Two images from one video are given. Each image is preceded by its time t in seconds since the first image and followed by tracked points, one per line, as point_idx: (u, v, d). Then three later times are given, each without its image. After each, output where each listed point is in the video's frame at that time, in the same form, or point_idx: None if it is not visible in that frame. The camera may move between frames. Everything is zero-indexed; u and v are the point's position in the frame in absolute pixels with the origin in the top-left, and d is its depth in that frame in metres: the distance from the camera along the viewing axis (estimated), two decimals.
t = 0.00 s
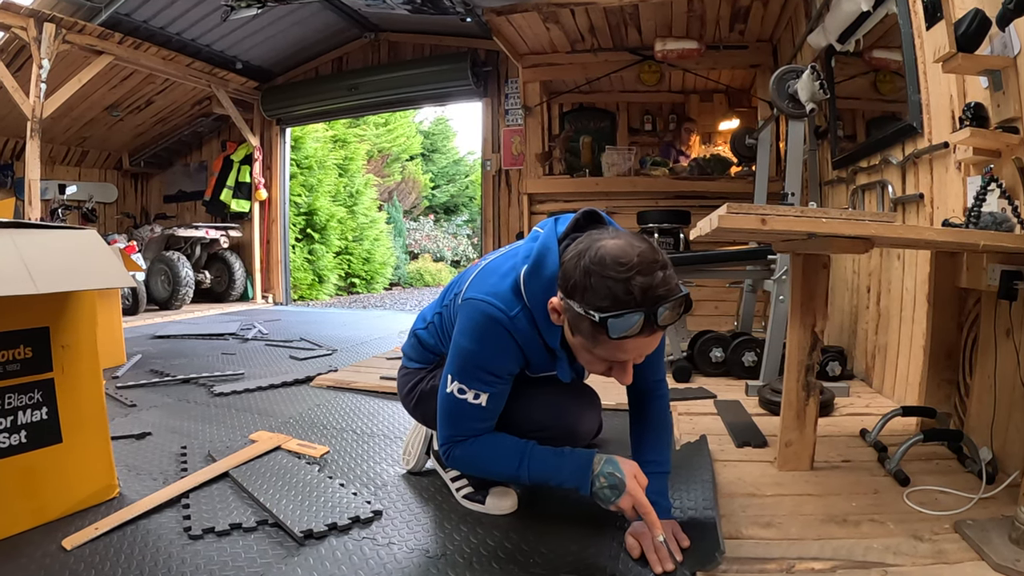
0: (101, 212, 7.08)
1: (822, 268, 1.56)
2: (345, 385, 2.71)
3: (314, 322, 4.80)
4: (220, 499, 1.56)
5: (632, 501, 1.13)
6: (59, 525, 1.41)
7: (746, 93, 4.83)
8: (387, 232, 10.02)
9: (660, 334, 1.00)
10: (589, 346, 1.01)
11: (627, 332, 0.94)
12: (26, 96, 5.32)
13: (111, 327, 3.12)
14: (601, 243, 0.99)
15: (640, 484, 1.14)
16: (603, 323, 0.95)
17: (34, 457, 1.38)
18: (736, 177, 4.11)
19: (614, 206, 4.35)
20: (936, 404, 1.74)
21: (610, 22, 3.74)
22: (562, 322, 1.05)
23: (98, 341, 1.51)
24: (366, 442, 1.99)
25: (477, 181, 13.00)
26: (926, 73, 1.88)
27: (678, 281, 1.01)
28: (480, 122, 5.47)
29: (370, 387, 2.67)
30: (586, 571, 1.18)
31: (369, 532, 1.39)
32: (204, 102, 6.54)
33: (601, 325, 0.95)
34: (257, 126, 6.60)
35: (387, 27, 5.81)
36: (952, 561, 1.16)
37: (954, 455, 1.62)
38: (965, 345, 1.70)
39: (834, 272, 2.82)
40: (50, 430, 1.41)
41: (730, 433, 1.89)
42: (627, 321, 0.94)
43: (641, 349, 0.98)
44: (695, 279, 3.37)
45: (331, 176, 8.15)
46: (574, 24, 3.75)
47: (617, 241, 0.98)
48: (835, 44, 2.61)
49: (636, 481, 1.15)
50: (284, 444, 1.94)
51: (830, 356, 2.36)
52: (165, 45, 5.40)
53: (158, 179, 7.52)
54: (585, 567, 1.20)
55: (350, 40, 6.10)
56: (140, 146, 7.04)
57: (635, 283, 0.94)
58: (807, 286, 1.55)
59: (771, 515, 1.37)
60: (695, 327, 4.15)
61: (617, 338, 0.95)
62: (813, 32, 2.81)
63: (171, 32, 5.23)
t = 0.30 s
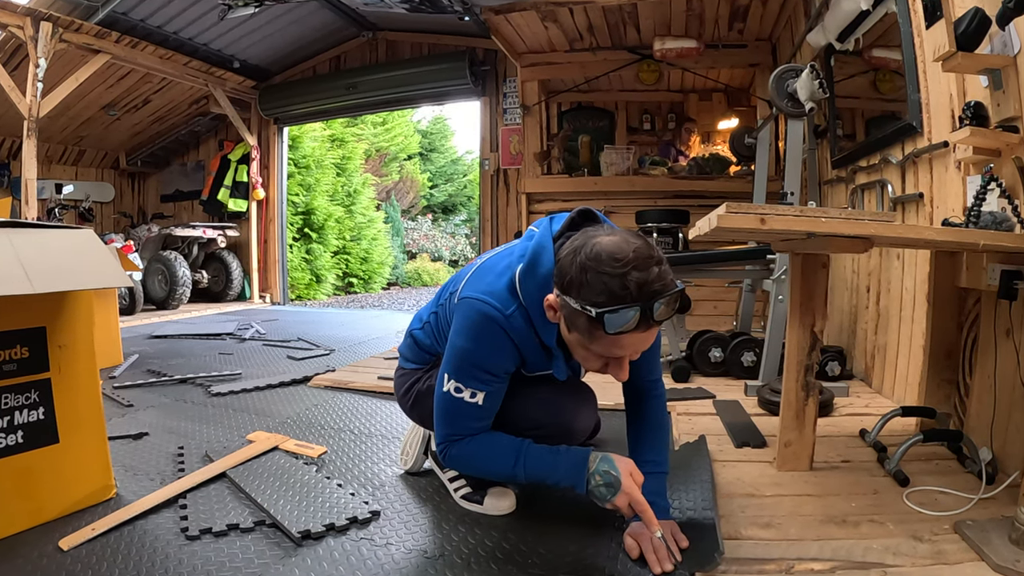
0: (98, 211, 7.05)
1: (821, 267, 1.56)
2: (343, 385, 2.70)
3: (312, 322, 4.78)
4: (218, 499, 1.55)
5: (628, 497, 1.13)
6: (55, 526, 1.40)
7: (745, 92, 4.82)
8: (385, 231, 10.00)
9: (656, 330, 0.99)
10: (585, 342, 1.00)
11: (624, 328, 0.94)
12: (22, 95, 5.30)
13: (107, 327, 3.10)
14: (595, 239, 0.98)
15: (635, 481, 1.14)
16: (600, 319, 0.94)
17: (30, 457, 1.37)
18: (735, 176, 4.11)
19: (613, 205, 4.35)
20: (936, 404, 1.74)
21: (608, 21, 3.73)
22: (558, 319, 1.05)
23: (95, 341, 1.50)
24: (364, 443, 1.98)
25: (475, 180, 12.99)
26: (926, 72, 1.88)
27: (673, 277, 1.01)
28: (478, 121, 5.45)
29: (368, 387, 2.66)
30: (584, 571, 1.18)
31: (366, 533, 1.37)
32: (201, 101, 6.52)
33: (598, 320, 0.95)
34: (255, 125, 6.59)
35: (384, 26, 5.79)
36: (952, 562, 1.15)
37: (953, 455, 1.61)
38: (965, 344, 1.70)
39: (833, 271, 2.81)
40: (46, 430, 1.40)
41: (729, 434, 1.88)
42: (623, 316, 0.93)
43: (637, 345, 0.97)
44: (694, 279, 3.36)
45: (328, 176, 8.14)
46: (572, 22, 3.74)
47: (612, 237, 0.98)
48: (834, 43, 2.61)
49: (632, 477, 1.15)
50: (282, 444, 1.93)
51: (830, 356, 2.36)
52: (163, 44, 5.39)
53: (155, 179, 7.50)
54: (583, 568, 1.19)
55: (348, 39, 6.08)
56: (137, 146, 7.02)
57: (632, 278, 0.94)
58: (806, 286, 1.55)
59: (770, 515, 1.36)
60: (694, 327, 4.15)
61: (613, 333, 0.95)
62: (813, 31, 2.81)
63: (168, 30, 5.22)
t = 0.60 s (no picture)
0: (95, 210, 7.03)
1: (821, 266, 1.55)
2: (341, 385, 2.69)
3: (309, 322, 4.76)
4: (215, 500, 1.53)
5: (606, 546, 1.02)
6: (52, 527, 1.39)
7: (744, 91, 4.81)
8: (383, 231, 9.98)
9: (655, 316, 1.00)
10: (585, 329, 0.99)
11: (624, 312, 0.94)
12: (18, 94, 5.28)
13: (104, 327, 3.09)
14: (594, 228, 1.00)
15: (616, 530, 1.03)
16: (602, 303, 0.94)
17: (26, 457, 1.36)
18: (734, 176, 4.12)
19: (612, 205, 4.34)
20: (936, 404, 1.74)
21: (606, 20, 3.72)
22: (555, 312, 1.04)
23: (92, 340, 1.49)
24: (362, 443, 1.97)
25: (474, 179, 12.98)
26: (925, 72, 1.88)
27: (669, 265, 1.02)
28: (476, 121, 5.45)
29: (365, 387, 2.65)
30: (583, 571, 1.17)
31: (364, 534, 1.36)
32: (199, 100, 6.50)
33: (600, 304, 0.94)
34: (252, 124, 6.58)
35: (382, 25, 5.78)
36: (951, 563, 1.15)
37: (953, 456, 1.61)
38: (965, 344, 1.69)
39: (833, 271, 2.81)
40: (42, 431, 1.38)
41: (728, 434, 1.88)
42: (624, 299, 0.93)
43: (637, 330, 0.97)
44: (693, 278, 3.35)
45: (326, 175, 8.13)
46: (571, 21, 3.73)
47: (609, 226, 1.00)
48: (834, 42, 2.61)
49: (614, 522, 1.06)
50: (280, 444, 1.92)
51: (829, 355, 2.35)
52: (159, 42, 5.37)
53: (152, 178, 7.47)
54: (581, 569, 1.18)
55: (346, 37, 6.07)
56: (134, 145, 7.00)
57: (631, 264, 0.95)
58: (806, 285, 1.55)
59: (769, 516, 1.36)
60: (692, 327, 4.14)
61: (615, 317, 0.94)
62: (812, 30, 2.80)
63: (165, 29, 5.20)
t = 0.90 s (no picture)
0: (92, 210, 7.01)
1: (820, 266, 1.54)
2: (338, 385, 2.69)
3: (307, 322, 4.74)
4: (213, 500, 1.53)
5: None
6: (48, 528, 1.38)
7: (743, 90, 4.80)
8: (381, 230, 9.97)
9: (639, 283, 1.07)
10: (576, 299, 1.05)
11: (613, 275, 1.01)
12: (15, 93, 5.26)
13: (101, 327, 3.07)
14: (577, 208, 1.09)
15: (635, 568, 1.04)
16: (593, 267, 1.01)
17: (23, 458, 1.35)
18: (733, 175, 4.11)
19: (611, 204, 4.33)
20: (936, 404, 1.73)
21: (605, 18, 3.71)
22: (540, 291, 1.10)
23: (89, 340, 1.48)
24: (360, 443, 1.96)
25: (471, 179, 12.96)
26: (925, 71, 1.87)
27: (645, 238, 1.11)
28: (475, 120, 5.44)
29: (363, 387, 2.64)
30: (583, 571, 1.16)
31: (362, 534, 1.36)
32: (196, 99, 6.48)
33: (592, 268, 1.01)
34: (249, 124, 6.57)
35: (380, 24, 5.77)
36: (951, 563, 1.15)
37: (953, 456, 1.60)
38: (965, 344, 1.69)
39: (832, 270, 2.80)
40: (39, 431, 1.37)
41: (727, 434, 1.87)
42: (613, 262, 1.01)
43: (625, 295, 1.04)
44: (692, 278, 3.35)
45: (324, 174, 8.11)
46: (569, 20, 3.72)
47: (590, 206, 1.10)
48: (834, 41, 2.60)
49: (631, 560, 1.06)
50: (277, 445, 1.91)
51: (829, 355, 2.35)
52: (156, 41, 5.36)
53: (150, 177, 7.45)
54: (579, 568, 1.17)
55: (343, 36, 6.05)
56: (131, 144, 6.98)
57: (616, 232, 1.04)
58: (805, 285, 1.54)
59: (768, 517, 1.35)
60: (691, 326, 4.14)
61: (605, 281, 1.01)
62: (811, 28, 2.80)
63: (162, 28, 5.19)
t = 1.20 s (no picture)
0: (89, 209, 6.98)
1: (819, 265, 1.54)
2: (336, 385, 2.68)
3: (304, 322, 4.73)
4: (210, 500, 1.52)
5: None
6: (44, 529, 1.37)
7: (742, 88, 4.78)
8: (379, 230, 9.96)
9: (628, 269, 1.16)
10: (575, 285, 1.11)
11: (611, 261, 1.09)
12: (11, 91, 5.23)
13: (97, 327, 3.06)
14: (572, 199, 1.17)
15: None
16: (594, 254, 1.07)
17: (19, 458, 1.33)
18: (732, 174, 4.10)
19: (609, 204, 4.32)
20: (935, 404, 1.73)
21: (604, 17, 3.71)
22: (535, 280, 1.16)
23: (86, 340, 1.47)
24: (357, 444, 1.95)
25: (469, 178, 12.96)
26: (925, 70, 1.87)
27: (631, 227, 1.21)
28: (473, 119, 5.44)
29: (361, 387, 2.63)
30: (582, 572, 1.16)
31: (359, 535, 1.35)
32: (193, 98, 6.46)
33: (592, 255, 1.08)
34: (247, 123, 6.55)
35: (378, 22, 5.76)
36: (951, 564, 1.14)
37: (953, 457, 1.60)
38: (965, 344, 1.69)
39: (831, 269, 2.80)
40: (36, 431, 1.36)
41: (726, 434, 1.87)
42: (611, 250, 1.09)
43: (619, 280, 1.12)
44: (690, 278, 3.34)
45: (321, 173, 8.09)
46: (568, 19, 3.72)
47: (585, 197, 1.17)
48: (833, 40, 2.60)
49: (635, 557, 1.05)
50: (274, 445, 1.90)
51: (828, 355, 2.34)
52: (153, 40, 5.34)
53: (147, 176, 7.43)
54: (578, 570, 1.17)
55: (341, 35, 6.03)
56: (128, 144, 6.96)
57: (612, 222, 1.12)
58: (804, 286, 1.53)
59: (767, 517, 1.35)
60: (690, 326, 4.13)
61: (604, 267, 1.08)
62: (810, 27, 2.79)
63: (159, 27, 5.18)
